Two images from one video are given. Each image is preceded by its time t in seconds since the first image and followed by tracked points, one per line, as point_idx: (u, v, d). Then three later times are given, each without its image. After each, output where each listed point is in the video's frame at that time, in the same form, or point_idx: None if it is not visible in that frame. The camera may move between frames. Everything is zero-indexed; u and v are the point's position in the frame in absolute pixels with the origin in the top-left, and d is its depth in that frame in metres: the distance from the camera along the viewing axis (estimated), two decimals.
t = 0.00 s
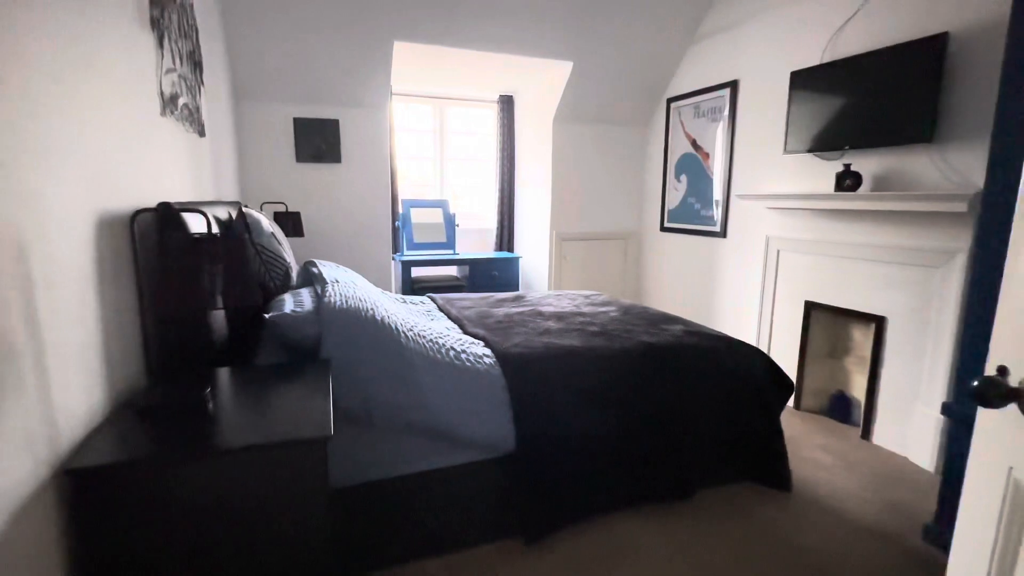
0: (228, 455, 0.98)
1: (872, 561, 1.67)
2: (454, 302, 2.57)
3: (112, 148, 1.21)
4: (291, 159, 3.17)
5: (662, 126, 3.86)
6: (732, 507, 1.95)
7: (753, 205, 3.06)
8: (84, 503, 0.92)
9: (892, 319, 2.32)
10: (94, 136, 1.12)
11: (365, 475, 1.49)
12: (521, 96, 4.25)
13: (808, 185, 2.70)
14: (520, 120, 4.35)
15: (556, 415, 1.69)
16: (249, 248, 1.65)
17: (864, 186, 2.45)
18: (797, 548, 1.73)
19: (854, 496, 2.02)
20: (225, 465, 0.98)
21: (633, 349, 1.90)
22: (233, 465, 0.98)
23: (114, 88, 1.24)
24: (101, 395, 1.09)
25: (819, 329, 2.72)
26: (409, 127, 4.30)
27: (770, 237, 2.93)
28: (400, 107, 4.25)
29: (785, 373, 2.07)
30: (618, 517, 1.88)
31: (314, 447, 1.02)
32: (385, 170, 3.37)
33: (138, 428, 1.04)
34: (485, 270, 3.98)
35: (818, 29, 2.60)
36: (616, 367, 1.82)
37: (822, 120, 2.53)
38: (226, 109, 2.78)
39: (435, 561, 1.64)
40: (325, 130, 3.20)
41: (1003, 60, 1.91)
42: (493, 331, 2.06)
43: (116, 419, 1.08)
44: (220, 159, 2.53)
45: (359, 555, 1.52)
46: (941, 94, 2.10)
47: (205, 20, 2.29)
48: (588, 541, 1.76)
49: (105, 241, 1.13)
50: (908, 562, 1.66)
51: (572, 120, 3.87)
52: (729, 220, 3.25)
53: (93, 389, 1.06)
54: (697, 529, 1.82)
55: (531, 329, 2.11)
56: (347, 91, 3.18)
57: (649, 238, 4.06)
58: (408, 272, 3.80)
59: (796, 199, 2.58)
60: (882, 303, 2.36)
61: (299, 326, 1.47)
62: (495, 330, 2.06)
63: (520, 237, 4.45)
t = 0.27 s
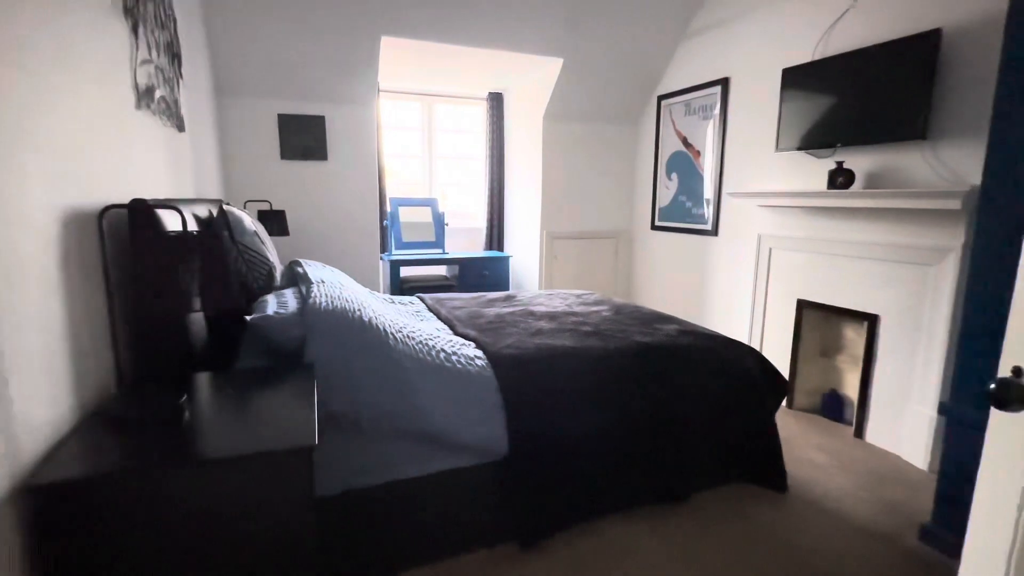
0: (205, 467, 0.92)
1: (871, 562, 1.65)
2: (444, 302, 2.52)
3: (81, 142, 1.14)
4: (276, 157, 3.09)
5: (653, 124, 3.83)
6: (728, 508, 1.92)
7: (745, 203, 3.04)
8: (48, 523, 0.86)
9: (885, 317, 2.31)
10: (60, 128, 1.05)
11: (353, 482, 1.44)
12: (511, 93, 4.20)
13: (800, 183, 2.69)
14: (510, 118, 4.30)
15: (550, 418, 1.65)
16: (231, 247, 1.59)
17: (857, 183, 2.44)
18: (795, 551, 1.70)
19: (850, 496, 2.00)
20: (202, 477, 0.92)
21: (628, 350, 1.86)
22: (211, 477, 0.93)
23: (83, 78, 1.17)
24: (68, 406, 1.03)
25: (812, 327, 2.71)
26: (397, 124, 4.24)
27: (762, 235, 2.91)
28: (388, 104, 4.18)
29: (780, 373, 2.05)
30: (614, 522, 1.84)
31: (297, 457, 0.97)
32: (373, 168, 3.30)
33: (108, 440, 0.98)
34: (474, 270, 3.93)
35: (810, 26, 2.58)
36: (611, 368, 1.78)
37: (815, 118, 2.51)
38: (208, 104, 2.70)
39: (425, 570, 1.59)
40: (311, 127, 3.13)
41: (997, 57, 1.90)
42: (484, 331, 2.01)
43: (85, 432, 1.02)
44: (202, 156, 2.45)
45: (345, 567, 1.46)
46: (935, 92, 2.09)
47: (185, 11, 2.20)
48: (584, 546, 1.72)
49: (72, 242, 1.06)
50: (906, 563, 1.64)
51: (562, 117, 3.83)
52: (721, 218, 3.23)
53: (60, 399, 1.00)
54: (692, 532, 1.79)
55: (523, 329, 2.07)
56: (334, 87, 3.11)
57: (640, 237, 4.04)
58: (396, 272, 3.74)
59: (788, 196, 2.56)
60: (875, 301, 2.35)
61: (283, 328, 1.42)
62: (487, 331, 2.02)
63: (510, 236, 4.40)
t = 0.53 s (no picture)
0: (178, 483, 0.87)
1: (867, 563, 1.63)
2: (433, 302, 2.47)
3: (48, 137, 1.08)
4: (260, 154, 3.02)
5: (644, 121, 3.80)
6: (723, 510, 1.89)
7: (737, 201, 3.02)
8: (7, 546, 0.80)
9: (878, 315, 2.30)
10: (23, 122, 0.99)
11: (341, 489, 1.40)
12: (501, 90, 4.15)
13: (793, 181, 2.67)
14: (500, 115, 4.25)
15: (543, 421, 1.60)
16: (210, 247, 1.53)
17: (850, 181, 2.42)
18: (791, 553, 1.68)
19: (845, 495, 1.98)
20: (175, 494, 0.87)
21: (621, 350, 1.83)
22: (185, 494, 0.87)
23: (51, 69, 1.11)
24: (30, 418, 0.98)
25: (804, 325, 2.70)
26: (385, 121, 4.17)
27: (754, 233, 2.90)
28: (376, 101, 4.11)
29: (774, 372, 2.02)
30: (608, 526, 1.81)
31: (277, 471, 0.92)
32: (360, 165, 3.24)
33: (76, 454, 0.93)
34: (464, 269, 3.88)
35: (803, 22, 2.56)
36: (604, 369, 1.75)
37: (807, 115, 2.49)
38: (189, 99, 2.62)
39: None
40: (297, 123, 3.05)
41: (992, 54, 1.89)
42: (475, 332, 1.97)
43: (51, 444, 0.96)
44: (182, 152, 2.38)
45: None
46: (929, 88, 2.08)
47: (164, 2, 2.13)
48: (578, 550, 1.68)
49: (36, 243, 1.00)
50: (903, 563, 1.62)
51: (553, 114, 3.79)
52: (713, 216, 3.21)
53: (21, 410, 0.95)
54: (687, 535, 1.76)
55: (514, 330, 2.02)
56: (320, 82, 3.04)
57: (632, 235, 4.01)
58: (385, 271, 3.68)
59: (780, 193, 2.54)
60: (868, 299, 2.33)
61: (264, 331, 1.36)
62: (477, 331, 1.97)
63: (500, 234, 4.36)
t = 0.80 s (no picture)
0: (150, 495, 0.82)
1: (864, 563, 1.61)
2: (423, 299, 2.43)
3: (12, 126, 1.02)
4: (245, 148, 2.94)
5: (636, 116, 3.77)
6: (718, 510, 1.87)
7: (730, 196, 3.00)
8: None
9: (872, 311, 2.28)
10: None
11: (324, 495, 1.34)
12: (491, 84, 4.10)
13: (786, 176, 2.65)
14: (490, 109, 4.20)
15: (537, 422, 1.56)
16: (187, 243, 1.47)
17: (843, 176, 2.41)
18: (788, 553, 1.66)
19: (840, 494, 1.97)
20: (147, 507, 0.82)
21: (615, 349, 1.79)
22: (157, 507, 0.82)
23: (15, 54, 1.05)
24: None
25: (797, 321, 2.68)
26: (373, 116, 4.10)
27: (747, 228, 2.87)
28: (364, 95, 4.04)
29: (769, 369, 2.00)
30: (603, 527, 1.77)
31: (255, 480, 0.87)
32: (348, 160, 3.18)
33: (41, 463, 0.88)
34: (455, 266, 3.83)
35: (797, 15, 2.53)
36: (597, 368, 1.71)
37: (801, 109, 2.47)
38: (170, 91, 2.54)
39: None
40: (282, 116, 2.98)
41: (989, 46, 1.87)
42: (466, 330, 1.92)
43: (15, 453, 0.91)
44: (163, 146, 2.31)
45: None
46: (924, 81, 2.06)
47: None
48: (572, 553, 1.65)
49: None
50: (899, 562, 1.61)
51: (544, 108, 3.74)
52: (705, 211, 3.19)
53: None
54: (683, 536, 1.73)
55: (506, 328, 1.98)
56: (306, 75, 2.97)
57: (624, 231, 3.98)
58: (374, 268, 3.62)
59: (774, 188, 2.52)
60: (862, 295, 2.32)
61: (246, 330, 1.30)
62: (468, 329, 1.92)
63: (491, 230, 4.31)
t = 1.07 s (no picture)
0: (121, 507, 0.76)
1: (864, 561, 1.59)
2: (416, 295, 2.38)
3: None
4: (232, 141, 2.87)
5: (631, 109, 3.72)
6: (716, 508, 1.84)
7: (726, 190, 2.97)
8: None
9: (869, 305, 2.26)
10: None
11: (311, 497, 1.32)
12: (484, 76, 4.04)
13: (783, 169, 2.62)
14: (483, 102, 4.14)
15: (532, 421, 1.52)
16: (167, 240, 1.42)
17: (841, 169, 2.38)
18: (787, 551, 1.63)
19: (838, 490, 1.95)
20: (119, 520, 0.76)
21: (611, 345, 1.75)
22: (130, 519, 0.77)
23: None
24: None
25: (794, 316, 2.66)
26: (364, 108, 4.04)
27: (743, 223, 2.85)
28: (354, 87, 3.97)
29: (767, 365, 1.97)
30: (599, 526, 1.74)
31: (232, 488, 0.82)
32: (338, 153, 3.11)
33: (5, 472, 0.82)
34: (448, 261, 3.78)
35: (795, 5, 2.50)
36: (594, 365, 1.67)
37: (798, 101, 2.43)
38: (153, 81, 2.47)
39: None
40: (270, 108, 2.91)
41: (990, 36, 1.84)
42: (458, 326, 1.88)
43: None
44: (146, 138, 2.24)
45: None
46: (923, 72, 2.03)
47: None
48: (568, 554, 1.62)
49: None
50: (899, 561, 1.58)
51: (537, 101, 3.69)
52: (701, 205, 3.16)
53: None
54: (680, 535, 1.71)
55: (499, 324, 1.94)
56: (295, 65, 2.90)
57: (618, 225, 3.94)
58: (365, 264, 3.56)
59: (770, 181, 2.48)
60: (859, 289, 2.30)
61: (229, 328, 1.26)
62: (461, 326, 1.88)
63: (484, 225, 4.26)
